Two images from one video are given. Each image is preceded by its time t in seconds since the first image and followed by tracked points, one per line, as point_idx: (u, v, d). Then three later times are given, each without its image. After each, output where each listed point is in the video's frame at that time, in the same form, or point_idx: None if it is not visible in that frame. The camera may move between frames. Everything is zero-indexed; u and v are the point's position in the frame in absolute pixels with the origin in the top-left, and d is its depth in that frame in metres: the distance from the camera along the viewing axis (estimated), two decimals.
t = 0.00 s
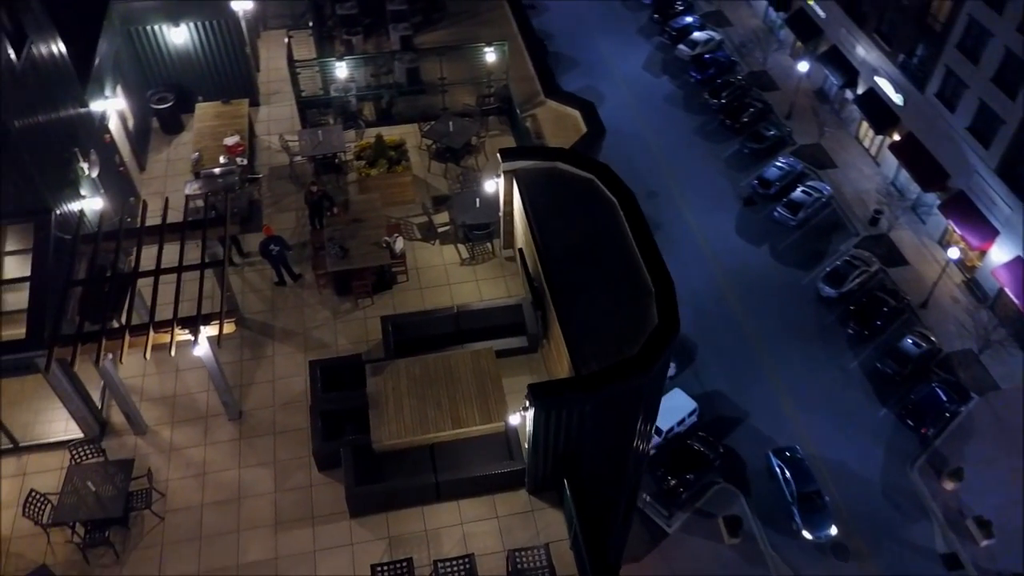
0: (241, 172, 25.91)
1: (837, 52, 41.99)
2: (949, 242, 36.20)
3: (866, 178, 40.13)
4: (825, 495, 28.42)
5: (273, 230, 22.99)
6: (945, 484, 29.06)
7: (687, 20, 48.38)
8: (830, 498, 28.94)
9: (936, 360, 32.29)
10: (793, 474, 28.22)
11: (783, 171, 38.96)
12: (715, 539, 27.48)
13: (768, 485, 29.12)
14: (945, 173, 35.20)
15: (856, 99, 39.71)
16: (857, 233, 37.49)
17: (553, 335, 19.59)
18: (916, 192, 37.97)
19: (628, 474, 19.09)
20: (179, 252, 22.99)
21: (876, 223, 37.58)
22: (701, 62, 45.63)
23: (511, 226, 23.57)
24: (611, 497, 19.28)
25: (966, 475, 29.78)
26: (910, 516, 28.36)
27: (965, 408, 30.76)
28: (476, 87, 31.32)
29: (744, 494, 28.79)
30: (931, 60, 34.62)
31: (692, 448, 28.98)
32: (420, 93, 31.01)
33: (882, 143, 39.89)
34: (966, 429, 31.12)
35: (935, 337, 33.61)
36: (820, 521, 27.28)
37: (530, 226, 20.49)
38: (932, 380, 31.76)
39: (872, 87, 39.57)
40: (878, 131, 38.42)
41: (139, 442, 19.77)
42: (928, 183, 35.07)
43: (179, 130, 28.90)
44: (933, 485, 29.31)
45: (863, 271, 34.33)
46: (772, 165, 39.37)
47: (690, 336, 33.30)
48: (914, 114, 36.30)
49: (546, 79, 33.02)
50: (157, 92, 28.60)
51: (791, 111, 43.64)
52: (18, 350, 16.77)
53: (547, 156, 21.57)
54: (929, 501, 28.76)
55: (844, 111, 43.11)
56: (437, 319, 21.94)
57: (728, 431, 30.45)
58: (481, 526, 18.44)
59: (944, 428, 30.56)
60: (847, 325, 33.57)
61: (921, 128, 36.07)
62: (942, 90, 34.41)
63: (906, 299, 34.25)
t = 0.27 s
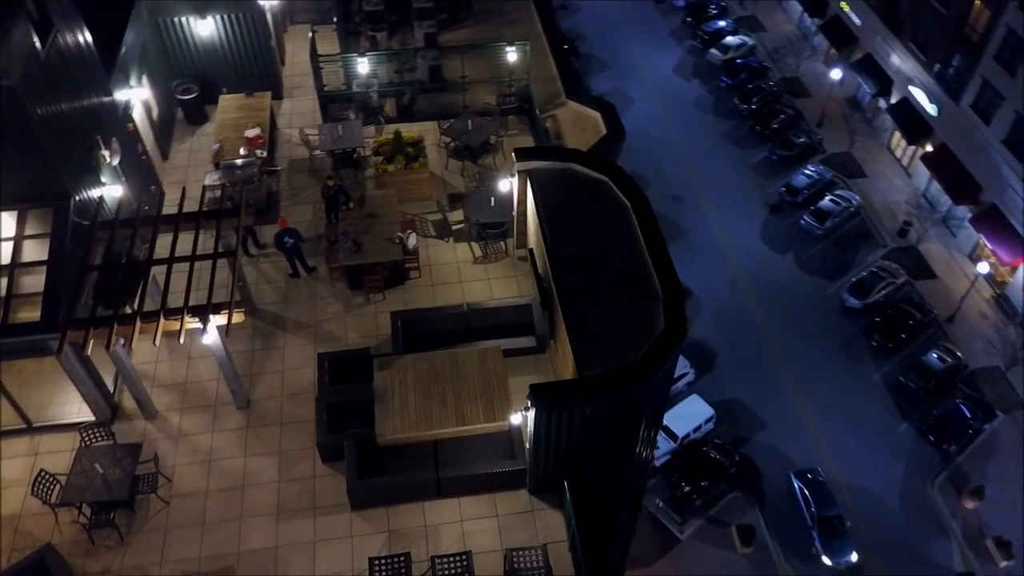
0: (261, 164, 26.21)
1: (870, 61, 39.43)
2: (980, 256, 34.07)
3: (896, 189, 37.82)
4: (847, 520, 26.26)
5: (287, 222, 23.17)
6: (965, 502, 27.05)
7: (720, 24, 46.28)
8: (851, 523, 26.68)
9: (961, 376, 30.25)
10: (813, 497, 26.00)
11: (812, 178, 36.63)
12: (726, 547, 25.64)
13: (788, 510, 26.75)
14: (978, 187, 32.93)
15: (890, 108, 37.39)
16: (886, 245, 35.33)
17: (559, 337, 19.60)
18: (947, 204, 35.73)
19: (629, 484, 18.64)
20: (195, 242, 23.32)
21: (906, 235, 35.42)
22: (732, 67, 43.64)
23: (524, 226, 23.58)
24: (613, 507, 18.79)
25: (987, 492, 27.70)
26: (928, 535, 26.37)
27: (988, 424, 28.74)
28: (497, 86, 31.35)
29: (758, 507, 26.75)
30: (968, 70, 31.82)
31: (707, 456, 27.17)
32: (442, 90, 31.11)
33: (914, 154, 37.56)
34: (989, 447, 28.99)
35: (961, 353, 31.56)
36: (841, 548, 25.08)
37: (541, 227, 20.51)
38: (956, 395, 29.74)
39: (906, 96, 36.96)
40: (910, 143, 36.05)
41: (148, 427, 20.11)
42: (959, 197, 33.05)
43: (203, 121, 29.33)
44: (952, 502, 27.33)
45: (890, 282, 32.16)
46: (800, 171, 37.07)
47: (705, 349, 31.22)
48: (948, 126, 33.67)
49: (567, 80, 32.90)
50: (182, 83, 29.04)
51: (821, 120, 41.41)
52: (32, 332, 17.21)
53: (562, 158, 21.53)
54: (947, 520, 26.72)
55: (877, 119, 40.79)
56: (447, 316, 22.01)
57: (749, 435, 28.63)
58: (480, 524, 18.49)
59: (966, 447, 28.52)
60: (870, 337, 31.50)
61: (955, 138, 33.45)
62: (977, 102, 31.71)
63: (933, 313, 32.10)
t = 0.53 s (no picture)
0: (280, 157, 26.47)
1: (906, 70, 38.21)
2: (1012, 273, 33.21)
3: (928, 203, 36.80)
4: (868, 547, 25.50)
5: (303, 214, 23.38)
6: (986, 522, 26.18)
7: (754, 28, 45.28)
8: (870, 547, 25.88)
9: (986, 392, 29.33)
10: (833, 520, 25.31)
11: (840, 188, 35.80)
12: (739, 556, 25.23)
13: (805, 532, 26.04)
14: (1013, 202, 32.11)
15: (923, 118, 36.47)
16: (914, 258, 34.48)
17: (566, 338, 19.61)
18: (979, 216, 34.87)
19: (630, 488, 18.28)
20: (212, 231, 23.63)
21: (935, 247, 34.55)
22: (764, 72, 42.52)
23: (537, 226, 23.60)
24: (614, 511, 18.64)
25: (1008, 512, 26.70)
26: (945, 553, 25.75)
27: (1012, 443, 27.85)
28: (518, 85, 31.35)
29: (773, 519, 26.22)
30: (1004, 82, 30.29)
31: (723, 463, 26.66)
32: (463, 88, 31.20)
33: (946, 167, 36.69)
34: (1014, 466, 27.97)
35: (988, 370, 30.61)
36: (860, 575, 24.41)
37: (552, 227, 20.49)
38: (981, 413, 28.81)
39: (941, 107, 35.60)
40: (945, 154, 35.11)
41: (159, 412, 20.44)
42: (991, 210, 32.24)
43: (227, 112, 29.73)
44: (972, 521, 26.50)
45: (917, 295, 31.25)
46: (829, 181, 36.23)
47: (724, 360, 30.52)
48: (983, 139, 32.27)
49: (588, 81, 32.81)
50: (207, 75, 29.44)
51: (853, 128, 40.32)
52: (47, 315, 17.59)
53: (576, 158, 21.48)
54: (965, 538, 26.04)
55: (911, 129, 39.58)
56: (457, 313, 22.08)
57: (764, 446, 27.95)
58: (480, 521, 18.57)
59: (989, 464, 27.71)
60: (895, 349, 30.62)
61: (990, 152, 32.04)
62: (1013, 115, 30.15)
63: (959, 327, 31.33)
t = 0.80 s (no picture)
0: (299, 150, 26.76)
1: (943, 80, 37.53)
2: None
3: (959, 215, 36.17)
4: None
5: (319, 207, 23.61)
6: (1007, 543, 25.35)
7: (787, 34, 44.76)
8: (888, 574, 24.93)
9: (1011, 410, 28.58)
10: (853, 547, 24.29)
11: (869, 197, 35.09)
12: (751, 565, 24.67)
13: (824, 558, 25.09)
14: None
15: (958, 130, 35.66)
16: (942, 270, 33.78)
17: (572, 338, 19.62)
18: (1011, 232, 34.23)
19: (630, 494, 17.92)
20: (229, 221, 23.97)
21: (965, 261, 33.89)
22: (796, 78, 41.98)
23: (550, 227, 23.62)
24: (614, 513, 17.97)
25: None
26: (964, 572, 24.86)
27: None
28: (539, 84, 31.34)
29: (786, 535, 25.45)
30: None
31: (738, 471, 26.08)
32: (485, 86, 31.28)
33: (980, 179, 35.99)
34: None
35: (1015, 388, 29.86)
36: None
37: (563, 226, 20.48)
38: (1006, 431, 28.01)
39: (977, 118, 34.85)
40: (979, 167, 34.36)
41: (170, 397, 20.78)
42: None
43: (250, 104, 30.14)
44: (993, 541, 25.65)
45: (944, 309, 30.56)
46: (858, 190, 35.56)
47: (744, 367, 30.11)
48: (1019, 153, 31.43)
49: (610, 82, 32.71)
50: (232, 67, 29.88)
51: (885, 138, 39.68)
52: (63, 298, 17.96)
53: (591, 159, 21.49)
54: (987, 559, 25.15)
55: (944, 140, 38.84)
56: (466, 310, 22.16)
57: (779, 456, 27.38)
58: (479, 518, 18.64)
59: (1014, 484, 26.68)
60: (918, 364, 29.89)
61: None
62: None
63: (987, 342, 30.51)
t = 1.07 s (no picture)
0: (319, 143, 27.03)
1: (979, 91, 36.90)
2: None
3: (990, 228, 35.51)
4: None
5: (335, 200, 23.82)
6: None
7: (821, 41, 44.26)
8: None
9: None
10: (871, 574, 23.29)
11: (899, 208, 34.65)
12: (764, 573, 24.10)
13: None
14: None
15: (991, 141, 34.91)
16: (971, 284, 33.10)
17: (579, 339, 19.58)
18: None
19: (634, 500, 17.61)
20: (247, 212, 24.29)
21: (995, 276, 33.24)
22: (829, 85, 41.52)
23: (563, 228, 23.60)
24: (617, 513, 17.72)
25: None
26: None
27: None
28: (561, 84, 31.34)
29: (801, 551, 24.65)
30: None
31: (755, 480, 25.60)
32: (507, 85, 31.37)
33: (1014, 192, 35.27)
34: None
35: None
36: None
37: (576, 226, 20.39)
38: None
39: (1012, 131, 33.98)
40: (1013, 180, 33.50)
41: (182, 382, 21.13)
42: None
43: (274, 97, 30.54)
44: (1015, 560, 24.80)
45: (971, 324, 29.95)
46: (887, 201, 35.11)
47: (764, 377, 29.58)
48: None
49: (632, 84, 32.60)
50: (257, 59, 30.30)
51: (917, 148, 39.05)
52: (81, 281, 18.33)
53: (607, 161, 21.47)
54: None
55: (978, 152, 38.19)
56: (476, 308, 22.25)
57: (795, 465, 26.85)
58: (479, 514, 18.72)
59: None
60: (942, 379, 29.21)
61: None
62: None
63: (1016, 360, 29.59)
